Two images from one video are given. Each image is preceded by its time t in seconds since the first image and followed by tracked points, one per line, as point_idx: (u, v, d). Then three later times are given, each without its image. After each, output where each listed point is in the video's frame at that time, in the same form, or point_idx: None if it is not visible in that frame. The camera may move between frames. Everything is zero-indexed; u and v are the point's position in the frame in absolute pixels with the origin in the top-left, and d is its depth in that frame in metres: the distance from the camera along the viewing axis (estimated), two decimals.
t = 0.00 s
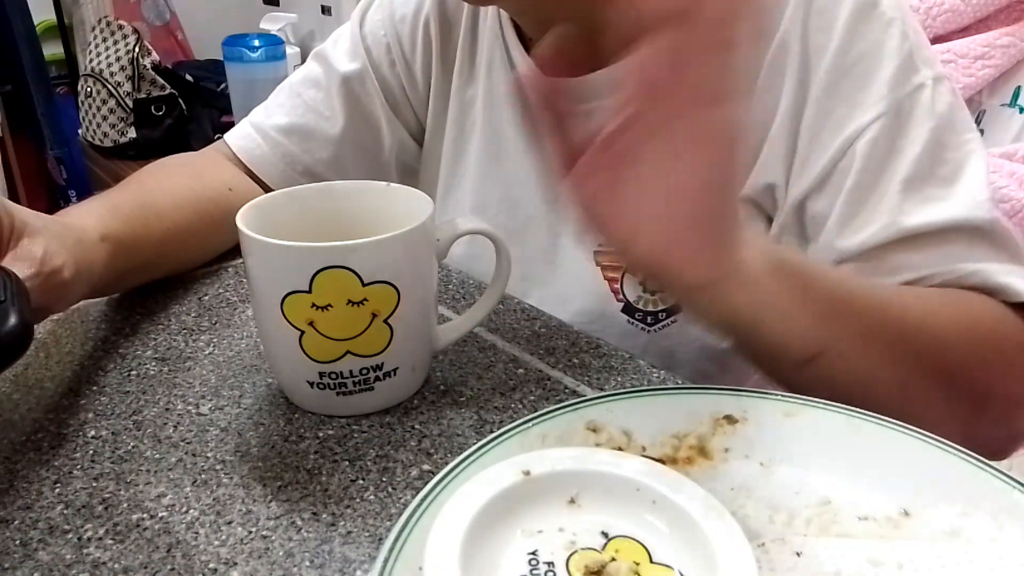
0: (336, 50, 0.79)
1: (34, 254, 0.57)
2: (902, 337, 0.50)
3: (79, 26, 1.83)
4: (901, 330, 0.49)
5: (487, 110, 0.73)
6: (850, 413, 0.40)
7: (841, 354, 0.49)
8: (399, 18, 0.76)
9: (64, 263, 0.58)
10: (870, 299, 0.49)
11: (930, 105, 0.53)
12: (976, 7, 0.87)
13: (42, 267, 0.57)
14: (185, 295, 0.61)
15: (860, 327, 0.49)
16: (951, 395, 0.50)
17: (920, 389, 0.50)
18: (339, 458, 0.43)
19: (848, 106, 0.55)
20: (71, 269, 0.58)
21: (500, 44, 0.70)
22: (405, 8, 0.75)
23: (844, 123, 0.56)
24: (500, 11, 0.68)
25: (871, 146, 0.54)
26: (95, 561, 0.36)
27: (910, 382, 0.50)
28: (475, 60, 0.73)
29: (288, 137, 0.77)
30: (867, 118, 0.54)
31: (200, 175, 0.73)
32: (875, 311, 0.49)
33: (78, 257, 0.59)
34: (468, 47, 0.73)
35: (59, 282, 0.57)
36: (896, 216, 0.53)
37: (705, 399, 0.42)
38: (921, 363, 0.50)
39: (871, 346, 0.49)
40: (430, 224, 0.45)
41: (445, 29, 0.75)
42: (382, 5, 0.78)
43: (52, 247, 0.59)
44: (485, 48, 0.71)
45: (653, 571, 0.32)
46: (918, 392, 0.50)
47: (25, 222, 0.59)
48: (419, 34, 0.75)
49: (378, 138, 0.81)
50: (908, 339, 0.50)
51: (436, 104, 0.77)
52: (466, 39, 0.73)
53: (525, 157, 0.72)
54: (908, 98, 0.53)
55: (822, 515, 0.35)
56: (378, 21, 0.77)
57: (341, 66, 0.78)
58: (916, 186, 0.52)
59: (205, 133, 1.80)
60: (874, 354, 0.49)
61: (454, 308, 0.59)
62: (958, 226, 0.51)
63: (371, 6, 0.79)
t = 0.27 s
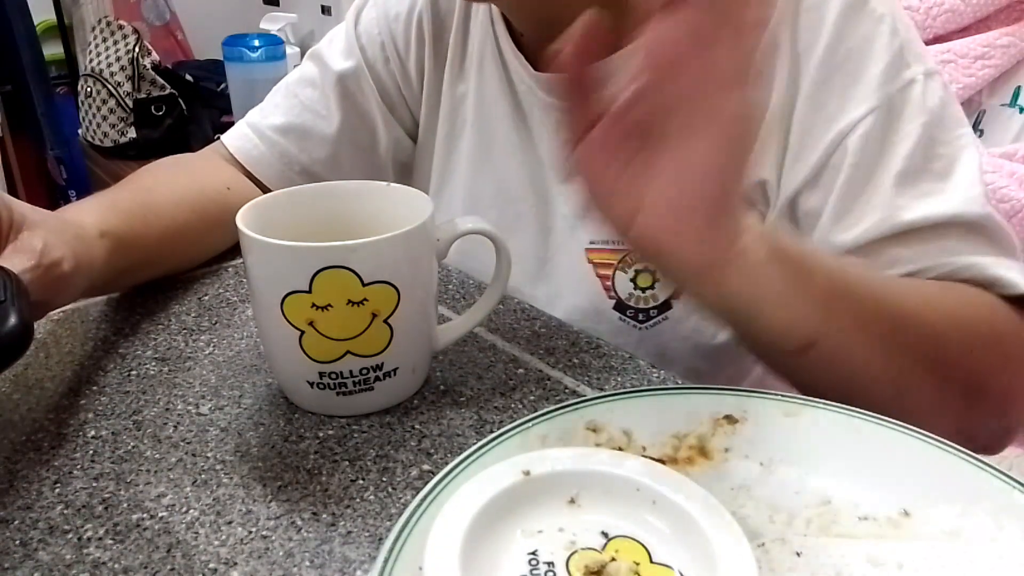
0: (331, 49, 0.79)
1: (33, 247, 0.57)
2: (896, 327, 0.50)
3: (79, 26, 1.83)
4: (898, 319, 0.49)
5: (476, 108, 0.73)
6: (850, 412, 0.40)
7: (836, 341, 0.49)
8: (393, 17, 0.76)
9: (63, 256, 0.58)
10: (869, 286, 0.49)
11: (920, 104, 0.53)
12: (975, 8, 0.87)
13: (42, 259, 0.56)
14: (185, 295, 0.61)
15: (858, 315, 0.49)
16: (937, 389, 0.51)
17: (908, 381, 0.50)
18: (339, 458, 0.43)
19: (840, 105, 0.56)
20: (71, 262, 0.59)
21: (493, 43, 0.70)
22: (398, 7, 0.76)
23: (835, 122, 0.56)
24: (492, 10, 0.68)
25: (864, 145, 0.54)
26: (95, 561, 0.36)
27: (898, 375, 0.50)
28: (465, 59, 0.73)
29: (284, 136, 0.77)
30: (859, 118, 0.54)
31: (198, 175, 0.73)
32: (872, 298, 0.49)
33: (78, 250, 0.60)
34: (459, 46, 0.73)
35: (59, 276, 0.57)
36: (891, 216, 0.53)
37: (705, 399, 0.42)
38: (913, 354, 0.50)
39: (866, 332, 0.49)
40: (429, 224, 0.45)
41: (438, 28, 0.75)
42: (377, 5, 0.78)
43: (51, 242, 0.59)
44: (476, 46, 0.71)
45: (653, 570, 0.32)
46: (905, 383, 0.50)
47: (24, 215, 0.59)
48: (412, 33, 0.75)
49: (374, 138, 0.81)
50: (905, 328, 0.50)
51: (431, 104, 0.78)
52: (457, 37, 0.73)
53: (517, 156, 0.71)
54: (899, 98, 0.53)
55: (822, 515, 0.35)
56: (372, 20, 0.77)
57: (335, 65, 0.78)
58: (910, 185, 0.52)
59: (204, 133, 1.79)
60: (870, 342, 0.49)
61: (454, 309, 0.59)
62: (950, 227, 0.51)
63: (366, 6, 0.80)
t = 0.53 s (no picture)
0: (328, 48, 0.79)
1: (40, 245, 0.57)
2: (897, 322, 0.49)
3: (80, 26, 1.83)
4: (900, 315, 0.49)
5: (472, 107, 0.73)
6: (849, 412, 0.40)
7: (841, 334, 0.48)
8: (389, 16, 0.76)
9: (70, 255, 0.58)
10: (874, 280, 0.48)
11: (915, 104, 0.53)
12: (975, 8, 0.87)
13: (48, 259, 0.56)
14: (185, 294, 0.61)
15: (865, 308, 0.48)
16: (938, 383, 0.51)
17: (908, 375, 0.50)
18: (339, 457, 0.43)
19: (836, 105, 0.56)
20: (77, 262, 0.59)
21: (488, 43, 0.70)
22: (394, 6, 0.76)
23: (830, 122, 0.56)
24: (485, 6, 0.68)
25: (858, 145, 0.54)
26: (95, 561, 0.36)
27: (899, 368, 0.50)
28: (460, 58, 0.73)
29: (282, 136, 0.77)
30: (853, 117, 0.54)
31: (197, 176, 0.72)
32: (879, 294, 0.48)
33: (82, 248, 0.60)
34: (454, 45, 0.73)
35: (65, 276, 0.57)
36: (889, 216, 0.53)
37: (704, 398, 0.42)
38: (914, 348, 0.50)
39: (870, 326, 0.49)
40: (429, 223, 0.45)
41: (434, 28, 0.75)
42: (373, 4, 0.78)
43: (59, 241, 0.59)
44: (472, 44, 0.72)
45: (653, 571, 0.32)
46: (911, 375, 0.50)
47: (30, 214, 0.58)
48: (408, 32, 0.75)
49: (372, 137, 0.81)
50: (906, 323, 0.49)
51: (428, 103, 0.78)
52: (452, 37, 0.73)
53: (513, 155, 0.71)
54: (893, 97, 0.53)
55: (822, 515, 0.35)
56: (369, 19, 0.77)
57: (332, 64, 0.78)
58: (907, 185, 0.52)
59: (205, 133, 1.79)
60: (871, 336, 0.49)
61: (454, 308, 0.59)
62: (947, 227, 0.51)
63: (362, 5, 0.80)
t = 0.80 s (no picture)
0: (330, 48, 0.79)
1: (43, 248, 0.57)
2: (920, 310, 0.49)
3: (80, 26, 1.83)
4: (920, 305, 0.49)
5: (472, 107, 0.73)
6: (850, 412, 0.40)
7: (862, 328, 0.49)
8: (391, 16, 0.76)
9: (72, 258, 0.58)
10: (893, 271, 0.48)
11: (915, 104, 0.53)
12: (975, 8, 0.87)
13: (50, 261, 0.56)
14: (185, 294, 0.61)
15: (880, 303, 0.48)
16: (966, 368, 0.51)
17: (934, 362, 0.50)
18: (339, 457, 0.43)
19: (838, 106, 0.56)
20: (79, 264, 0.58)
21: (490, 43, 0.70)
22: (396, 6, 0.76)
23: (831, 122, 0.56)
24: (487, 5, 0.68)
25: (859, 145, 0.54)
26: (95, 561, 0.36)
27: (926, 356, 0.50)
28: (462, 58, 0.73)
29: (283, 136, 0.77)
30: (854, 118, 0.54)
31: (197, 176, 0.72)
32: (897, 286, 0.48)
33: (85, 251, 0.59)
34: (456, 45, 0.73)
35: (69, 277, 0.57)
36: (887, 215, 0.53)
37: (704, 399, 0.42)
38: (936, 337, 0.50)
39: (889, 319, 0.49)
40: (430, 223, 0.45)
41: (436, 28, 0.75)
42: (375, 4, 0.78)
43: (61, 242, 0.58)
44: (473, 44, 0.71)
45: (653, 571, 0.32)
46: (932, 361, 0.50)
47: (33, 217, 0.58)
48: (410, 32, 0.75)
49: (372, 137, 0.81)
50: (931, 313, 0.49)
51: (429, 102, 0.78)
52: (454, 37, 0.73)
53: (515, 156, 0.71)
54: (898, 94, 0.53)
55: (822, 515, 0.35)
56: (370, 20, 0.77)
57: (334, 64, 0.78)
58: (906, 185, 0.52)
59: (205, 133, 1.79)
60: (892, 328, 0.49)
61: (454, 309, 0.59)
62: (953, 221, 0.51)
63: (364, 5, 0.80)
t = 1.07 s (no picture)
0: (330, 48, 0.79)
1: (42, 246, 0.57)
2: (903, 321, 0.49)
3: (80, 26, 1.83)
4: (904, 315, 0.49)
5: (473, 107, 0.73)
6: (849, 413, 0.40)
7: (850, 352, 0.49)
8: (392, 16, 0.76)
9: (71, 256, 0.58)
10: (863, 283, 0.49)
11: (922, 103, 0.53)
12: (974, 8, 0.87)
13: (49, 259, 0.56)
14: (185, 295, 0.61)
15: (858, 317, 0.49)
16: (964, 382, 0.50)
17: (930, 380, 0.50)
18: (339, 457, 0.43)
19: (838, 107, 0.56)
20: (78, 262, 0.58)
21: (491, 44, 0.70)
22: (397, 6, 0.76)
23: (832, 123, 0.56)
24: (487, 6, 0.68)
25: (860, 146, 0.54)
26: (95, 561, 0.36)
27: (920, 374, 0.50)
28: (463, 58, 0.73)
29: (284, 136, 0.77)
30: (855, 119, 0.54)
31: (197, 176, 0.72)
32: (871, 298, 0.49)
33: (83, 249, 0.60)
34: (457, 46, 0.73)
35: (66, 276, 0.57)
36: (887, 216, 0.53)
37: (704, 398, 0.42)
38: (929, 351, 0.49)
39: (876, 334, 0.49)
40: (430, 224, 0.45)
41: (437, 30, 0.75)
42: (376, 4, 0.78)
43: (60, 242, 0.58)
44: (474, 45, 0.71)
45: (653, 571, 0.32)
46: (927, 374, 0.49)
47: (32, 215, 0.58)
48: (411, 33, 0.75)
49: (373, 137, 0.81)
50: (912, 323, 0.49)
51: (429, 102, 0.78)
52: (456, 38, 0.73)
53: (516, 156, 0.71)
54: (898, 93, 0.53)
55: (822, 515, 0.35)
56: (371, 20, 0.77)
57: (335, 64, 0.78)
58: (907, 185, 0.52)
59: (205, 133, 1.80)
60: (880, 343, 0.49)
61: (454, 309, 0.59)
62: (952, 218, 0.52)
63: (364, 6, 0.80)
